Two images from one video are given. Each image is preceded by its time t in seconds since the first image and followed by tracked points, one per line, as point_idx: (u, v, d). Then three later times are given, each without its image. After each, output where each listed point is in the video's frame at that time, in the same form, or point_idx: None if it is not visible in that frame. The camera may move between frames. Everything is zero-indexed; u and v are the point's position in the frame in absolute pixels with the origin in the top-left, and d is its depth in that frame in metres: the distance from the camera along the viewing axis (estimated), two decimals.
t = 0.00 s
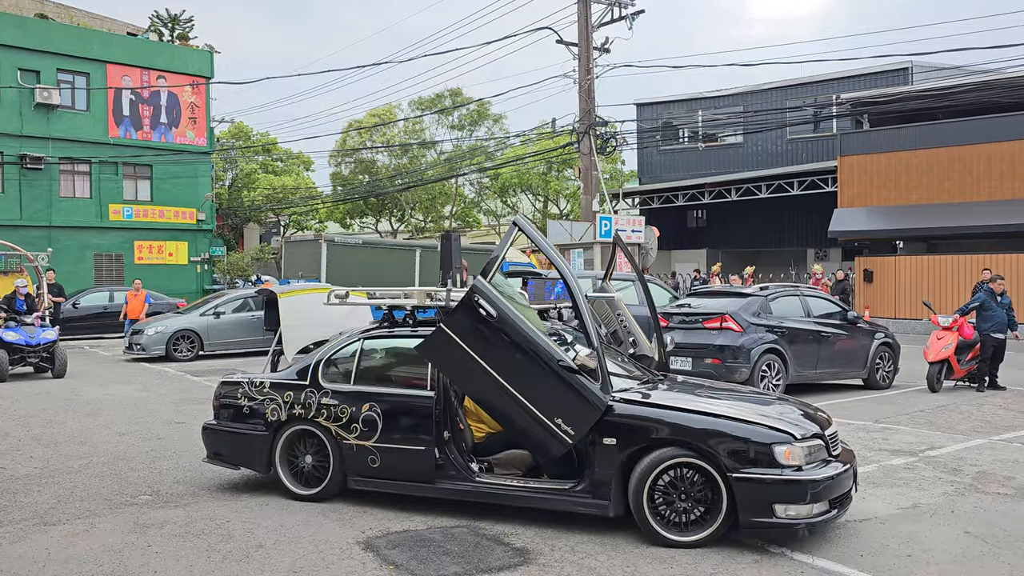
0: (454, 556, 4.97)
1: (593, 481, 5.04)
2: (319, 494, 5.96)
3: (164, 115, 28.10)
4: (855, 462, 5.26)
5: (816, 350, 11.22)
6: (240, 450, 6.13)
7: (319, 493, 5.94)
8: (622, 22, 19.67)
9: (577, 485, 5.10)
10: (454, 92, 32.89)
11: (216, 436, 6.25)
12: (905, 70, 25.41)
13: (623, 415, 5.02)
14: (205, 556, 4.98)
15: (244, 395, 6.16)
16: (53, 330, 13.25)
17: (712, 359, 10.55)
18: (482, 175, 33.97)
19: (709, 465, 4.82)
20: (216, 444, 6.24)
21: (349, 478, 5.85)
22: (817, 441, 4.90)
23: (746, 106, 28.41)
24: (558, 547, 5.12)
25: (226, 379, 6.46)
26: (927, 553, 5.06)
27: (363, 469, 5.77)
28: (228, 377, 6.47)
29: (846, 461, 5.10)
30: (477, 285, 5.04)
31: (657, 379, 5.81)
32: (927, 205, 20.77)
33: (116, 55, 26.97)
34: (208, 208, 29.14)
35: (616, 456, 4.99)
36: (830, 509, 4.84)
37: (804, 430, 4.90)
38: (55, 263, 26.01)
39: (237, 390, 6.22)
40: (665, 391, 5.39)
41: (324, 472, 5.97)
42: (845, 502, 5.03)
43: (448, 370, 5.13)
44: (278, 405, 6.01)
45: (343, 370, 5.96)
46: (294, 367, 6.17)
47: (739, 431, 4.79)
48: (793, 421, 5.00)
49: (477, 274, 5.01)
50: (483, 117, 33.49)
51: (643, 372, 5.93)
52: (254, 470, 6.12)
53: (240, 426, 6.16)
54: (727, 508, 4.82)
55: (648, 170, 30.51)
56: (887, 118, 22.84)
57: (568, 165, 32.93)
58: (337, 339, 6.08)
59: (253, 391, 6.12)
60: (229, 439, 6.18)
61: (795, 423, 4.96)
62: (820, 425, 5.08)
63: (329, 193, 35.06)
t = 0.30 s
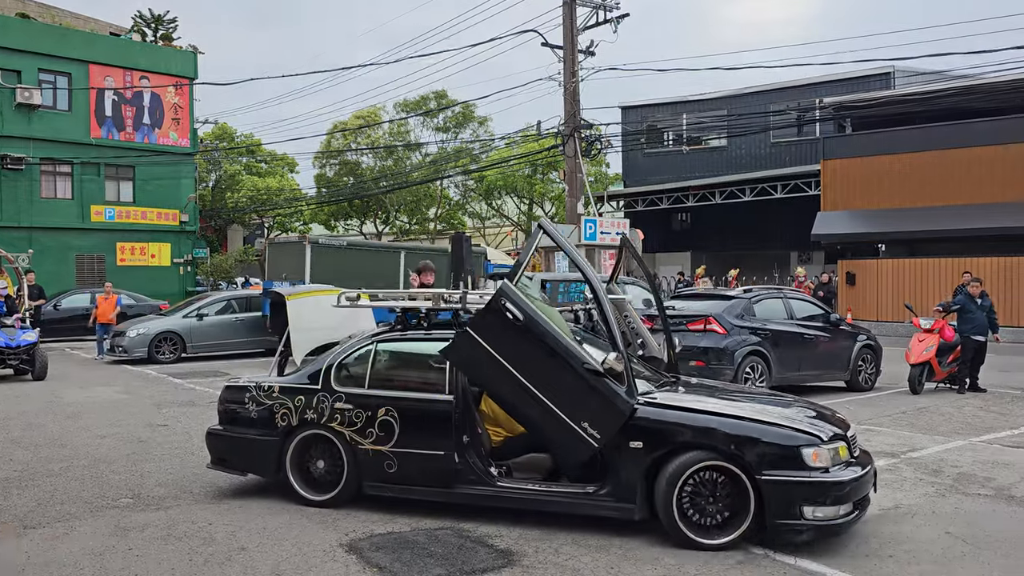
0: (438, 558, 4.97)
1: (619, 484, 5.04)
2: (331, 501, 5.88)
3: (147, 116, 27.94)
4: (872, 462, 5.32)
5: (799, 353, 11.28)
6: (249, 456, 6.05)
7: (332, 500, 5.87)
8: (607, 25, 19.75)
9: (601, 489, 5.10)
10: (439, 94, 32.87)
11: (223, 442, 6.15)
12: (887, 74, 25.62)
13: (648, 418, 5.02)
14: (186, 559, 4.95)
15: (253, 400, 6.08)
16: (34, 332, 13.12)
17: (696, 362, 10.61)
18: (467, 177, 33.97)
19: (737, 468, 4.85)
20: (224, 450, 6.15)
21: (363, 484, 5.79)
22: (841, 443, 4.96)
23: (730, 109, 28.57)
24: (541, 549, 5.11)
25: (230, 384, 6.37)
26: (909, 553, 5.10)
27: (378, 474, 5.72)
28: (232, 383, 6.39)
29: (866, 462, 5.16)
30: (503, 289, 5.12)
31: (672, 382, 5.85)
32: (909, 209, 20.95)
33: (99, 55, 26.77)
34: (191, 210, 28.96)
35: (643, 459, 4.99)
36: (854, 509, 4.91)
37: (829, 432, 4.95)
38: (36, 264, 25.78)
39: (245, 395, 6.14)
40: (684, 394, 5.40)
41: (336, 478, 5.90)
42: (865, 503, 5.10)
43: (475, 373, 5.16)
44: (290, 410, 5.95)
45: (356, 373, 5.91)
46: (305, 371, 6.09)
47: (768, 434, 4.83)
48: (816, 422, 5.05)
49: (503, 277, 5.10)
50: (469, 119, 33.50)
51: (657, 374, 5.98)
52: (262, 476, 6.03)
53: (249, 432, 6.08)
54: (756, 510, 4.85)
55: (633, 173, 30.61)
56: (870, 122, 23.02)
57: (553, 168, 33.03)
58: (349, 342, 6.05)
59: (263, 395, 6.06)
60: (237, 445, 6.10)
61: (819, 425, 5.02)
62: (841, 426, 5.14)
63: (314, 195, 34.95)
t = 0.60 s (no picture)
0: (408, 564, 4.94)
1: (632, 490, 5.08)
2: (332, 510, 5.77)
3: (114, 119, 27.57)
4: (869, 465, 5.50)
5: (768, 358, 11.39)
6: (244, 466, 5.90)
7: (333, 509, 5.76)
8: (579, 31, 19.85)
9: (613, 495, 5.12)
10: (411, 99, 32.79)
11: (216, 452, 5.99)
12: (854, 83, 26.00)
13: (661, 424, 5.07)
14: (150, 568, 4.87)
15: (247, 408, 5.94)
16: None
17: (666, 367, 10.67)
18: (439, 183, 33.95)
19: (751, 473, 4.93)
20: (217, 460, 5.99)
21: (366, 493, 5.71)
22: (847, 446, 5.11)
23: (700, 117, 28.84)
24: (512, 554, 5.11)
25: (220, 392, 6.20)
26: (876, 555, 5.16)
27: (382, 483, 5.65)
28: (223, 390, 6.22)
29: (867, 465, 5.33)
30: (520, 294, 5.08)
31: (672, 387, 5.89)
32: (875, 216, 21.28)
33: (64, 57, 26.33)
34: (159, 214, 28.61)
35: (656, 465, 5.04)
36: (859, 512, 5.07)
37: (835, 435, 5.10)
38: None
39: (239, 403, 5.99)
40: (688, 399, 5.48)
41: (337, 488, 5.81)
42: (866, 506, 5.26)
43: (490, 379, 5.11)
44: (288, 417, 5.82)
45: (358, 380, 5.82)
46: (306, 378, 5.97)
47: (780, 439, 4.95)
48: (821, 426, 5.20)
49: (520, 282, 5.06)
50: (440, 124, 33.47)
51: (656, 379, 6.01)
52: (259, 486, 5.89)
53: (243, 440, 5.94)
54: (767, 513, 4.96)
55: (604, 180, 30.77)
56: (837, 130, 23.35)
57: (524, 174, 33.11)
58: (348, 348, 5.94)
59: (259, 403, 5.91)
60: (232, 454, 5.94)
61: (825, 428, 5.17)
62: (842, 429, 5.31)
63: (284, 200, 34.68)
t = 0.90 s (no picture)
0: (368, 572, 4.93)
1: (632, 495, 5.24)
2: (323, 522, 5.68)
3: (66, 121, 27.01)
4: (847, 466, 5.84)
5: (725, 364, 11.52)
6: (230, 478, 5.77)
7: (324, 521, 5.68)
8: (539, 39, 19.96)
9: (612, 500, 5.29)
10: (371, 105, 32.66)
11: (200, 464, 5.84)
12: (808, 94, 26.52)
13: (661, 430, 5.27)
14: None
15: (232, 419, 5.82)
16: None
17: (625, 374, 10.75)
18: (399, 189, 33.87)
19: (750, 476, 5.19)
20: (200, 473, 5.84)
21: (358, 505, 5.65)
22: (836, 448, 5.44)
23: (659, 125, 29.17)
24: (471, 562, 5.13)
25: (200, 403, 6.05)
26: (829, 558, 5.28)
27: (376, 493, 5.59)
28: (203, 400, 6.07)
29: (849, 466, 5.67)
30: (524, 303, 5.18)
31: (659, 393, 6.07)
32: (829, 224, 21.69)
33: (14, 57, 25.63)
34: (113, 219, 28.12)
35: (656, 470, 5.22)
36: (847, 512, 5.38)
37: (825, 439, 5.42)
38: None
39: (223, 414, 5.87)
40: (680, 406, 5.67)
41: (327, 499, 5.73)
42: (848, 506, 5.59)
43: (493, 387, 5.20)
44: (275, 428, 5.72)
45: (349, 390, 5.75)
46: (289, 389, 5.86)
47: (776, 443, 5.22)
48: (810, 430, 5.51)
49: (524, 290, 5.15)
50: (400, 131, 33.37)
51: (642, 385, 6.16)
52: (244, 499, 5.77)
53: (228, 452, 5.81)
54: (763, 515, 5.22)
55: (563, 187, 30.94)
56: (792, 140, 23.77)
57: (484, 181, 33.20)
58: (335, 356, 5.89)
59: (244, 413, 5.79)
60: (215, 466, 5.81)
61: (814, 433, 5.47)
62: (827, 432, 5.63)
63: (241, 205, 34.26)
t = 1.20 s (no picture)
0: None
1: (611, 496, 5.39)
2: (294, 530, 5.63)
3: None
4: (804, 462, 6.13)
5: (664, 367, 11.70)
6: (195, 487, 5.63)
7: (296, 529, 5.62)
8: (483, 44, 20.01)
9: (590, 502, 5.43)
10: (313, 108, 32.32)
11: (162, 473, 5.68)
12: (746, 104, 27.14)
13: (640, 431, 5.43)
14: None
15: (197, 425, 5.67)
16: None
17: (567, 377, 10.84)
18: (341, 193, 33.63)
19: (724, 475, 5.41)
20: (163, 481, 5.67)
21: (332, 510, 5.61)
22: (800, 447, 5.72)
23: (601, 132, 29.52)
24: (412, 568, 5.15)
25: (161, 409, 5.88)
26: (766, 557, 5.44)
27: (350, 499, 5.58)
28: (163, 407, 5.90)
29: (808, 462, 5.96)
30: (509, 306, 5.49)
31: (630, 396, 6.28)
32: (766, 230, 22.19)
33: None
34: (43, 222, 27.27)
35: (634, 470, 5.38)
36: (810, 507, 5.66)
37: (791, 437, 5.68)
38: None
39: (187, 420, 5.72)
40: (654, 407, 5.88)
41: (299, 507, 5.67)
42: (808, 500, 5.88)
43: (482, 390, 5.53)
44: (244, 434, 5.61)
45: (321, 394, 5.72)
46: (257, 393, 5.76)
47: (750, 443, 5.45)
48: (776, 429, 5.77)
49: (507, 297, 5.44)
50: (343, 134, 33.09)
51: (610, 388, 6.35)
52: (211, 507, 5.64)
53: (192, 460, 5.67)
54: (736, 511, 5.44)
55: (507, 193, 31.07)
56: (730, 148, 24.28)
57: (427, 186, 33.20)
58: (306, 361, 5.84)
59: (210, 420, 5.66)
60: (178, 475, 5.66)
61: (780, 431, 5.72)
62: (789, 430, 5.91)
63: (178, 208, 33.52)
